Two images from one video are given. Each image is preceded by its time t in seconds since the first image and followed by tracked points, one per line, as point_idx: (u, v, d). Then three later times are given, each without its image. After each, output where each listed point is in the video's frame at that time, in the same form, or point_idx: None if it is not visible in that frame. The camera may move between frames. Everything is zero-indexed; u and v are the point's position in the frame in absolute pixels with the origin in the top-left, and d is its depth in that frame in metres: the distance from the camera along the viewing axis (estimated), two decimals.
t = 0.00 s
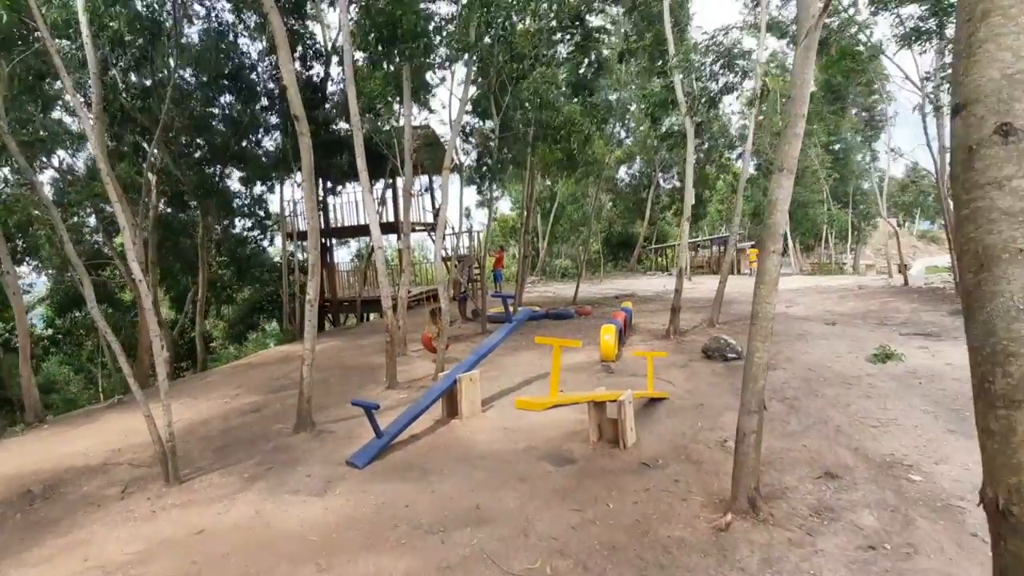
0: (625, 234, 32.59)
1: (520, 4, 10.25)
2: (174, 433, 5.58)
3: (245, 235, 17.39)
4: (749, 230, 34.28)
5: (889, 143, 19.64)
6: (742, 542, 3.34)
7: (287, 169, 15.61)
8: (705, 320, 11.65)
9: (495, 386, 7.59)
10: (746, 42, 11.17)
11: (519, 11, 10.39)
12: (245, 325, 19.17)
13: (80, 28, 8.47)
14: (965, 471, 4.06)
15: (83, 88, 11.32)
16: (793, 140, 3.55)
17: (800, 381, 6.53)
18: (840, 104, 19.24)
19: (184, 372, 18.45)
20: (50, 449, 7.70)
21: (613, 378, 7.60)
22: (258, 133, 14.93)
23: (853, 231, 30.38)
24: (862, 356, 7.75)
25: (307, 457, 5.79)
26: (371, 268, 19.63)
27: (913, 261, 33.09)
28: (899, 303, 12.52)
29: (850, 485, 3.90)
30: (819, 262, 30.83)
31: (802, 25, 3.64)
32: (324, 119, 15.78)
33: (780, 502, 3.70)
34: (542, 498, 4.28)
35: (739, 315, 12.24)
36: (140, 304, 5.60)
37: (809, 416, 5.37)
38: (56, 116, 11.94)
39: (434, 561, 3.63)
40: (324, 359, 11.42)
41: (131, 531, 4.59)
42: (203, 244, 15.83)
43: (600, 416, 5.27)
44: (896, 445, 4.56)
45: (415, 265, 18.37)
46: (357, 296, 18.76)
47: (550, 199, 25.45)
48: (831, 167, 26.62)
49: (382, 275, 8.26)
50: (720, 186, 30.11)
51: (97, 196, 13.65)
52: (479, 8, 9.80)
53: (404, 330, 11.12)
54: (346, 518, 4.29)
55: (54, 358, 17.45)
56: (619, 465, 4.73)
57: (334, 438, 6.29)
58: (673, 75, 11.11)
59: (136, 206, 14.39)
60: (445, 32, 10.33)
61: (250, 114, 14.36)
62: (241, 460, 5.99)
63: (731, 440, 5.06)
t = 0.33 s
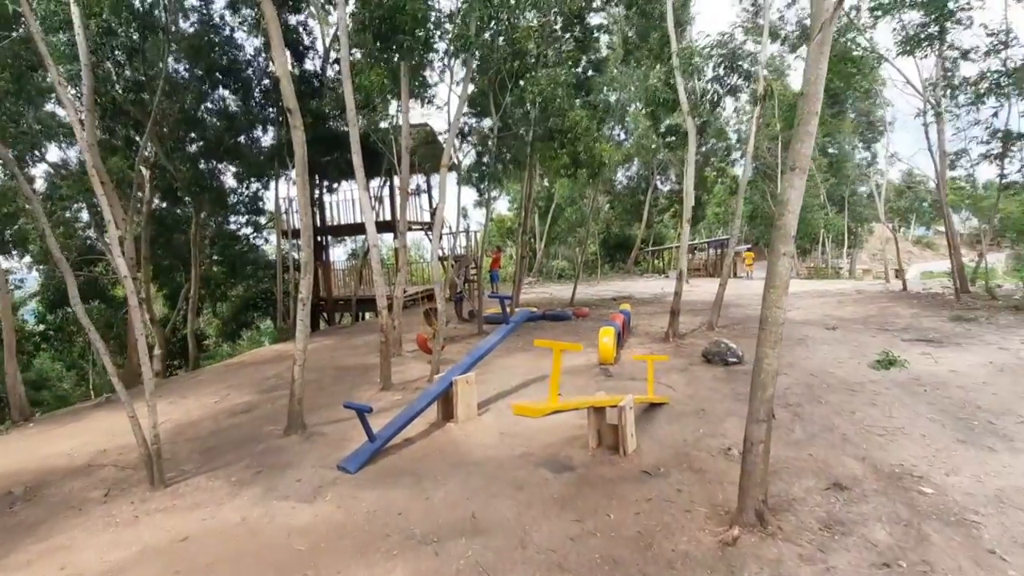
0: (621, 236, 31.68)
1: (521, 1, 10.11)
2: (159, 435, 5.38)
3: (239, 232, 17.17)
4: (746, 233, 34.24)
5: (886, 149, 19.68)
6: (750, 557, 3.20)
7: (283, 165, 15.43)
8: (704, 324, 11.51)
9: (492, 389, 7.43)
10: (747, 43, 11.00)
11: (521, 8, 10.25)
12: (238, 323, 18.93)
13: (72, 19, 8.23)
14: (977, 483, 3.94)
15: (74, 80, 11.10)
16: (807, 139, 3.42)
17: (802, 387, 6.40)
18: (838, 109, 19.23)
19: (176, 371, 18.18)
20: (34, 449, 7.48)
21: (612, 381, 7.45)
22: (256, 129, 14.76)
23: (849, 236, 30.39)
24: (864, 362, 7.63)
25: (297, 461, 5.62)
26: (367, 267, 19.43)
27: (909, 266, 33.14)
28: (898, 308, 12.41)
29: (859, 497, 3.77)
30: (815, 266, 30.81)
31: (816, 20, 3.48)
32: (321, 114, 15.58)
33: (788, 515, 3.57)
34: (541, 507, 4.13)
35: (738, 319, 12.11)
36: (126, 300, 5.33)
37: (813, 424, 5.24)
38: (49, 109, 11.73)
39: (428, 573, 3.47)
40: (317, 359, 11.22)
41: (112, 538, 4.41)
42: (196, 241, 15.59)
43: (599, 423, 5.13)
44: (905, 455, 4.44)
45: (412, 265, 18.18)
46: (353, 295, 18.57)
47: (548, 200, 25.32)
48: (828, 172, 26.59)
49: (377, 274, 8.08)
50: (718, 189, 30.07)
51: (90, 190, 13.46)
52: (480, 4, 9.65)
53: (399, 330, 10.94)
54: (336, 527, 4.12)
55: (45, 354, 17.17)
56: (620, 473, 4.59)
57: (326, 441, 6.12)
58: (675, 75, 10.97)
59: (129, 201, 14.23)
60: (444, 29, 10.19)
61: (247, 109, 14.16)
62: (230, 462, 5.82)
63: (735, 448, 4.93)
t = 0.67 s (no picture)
0: (616, 237, 31.88)
1: None
2: (141, 435, 5.16)
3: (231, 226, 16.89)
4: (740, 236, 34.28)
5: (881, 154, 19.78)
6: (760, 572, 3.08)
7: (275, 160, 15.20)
8: (700, 326, 11.41)
9: (486, 390, 7.27)
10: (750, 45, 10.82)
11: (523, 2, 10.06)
12: (228, 320, 18.71)
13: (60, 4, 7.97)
14: (989, 495, 3.84)
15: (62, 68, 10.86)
16: (823, 133, 3.29)
17: (804, 392, 6.28)
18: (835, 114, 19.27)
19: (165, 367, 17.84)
20: (12, 447, 7.22)
21: (610, 384, 7.31)
22: (250, 123, 14.54)
23: (843, 241, 30.51)
24: (864, 367, 7.54)
25: (286, 462, 5.43)
26: (360, 264, 19.20)
27: (901, 273, 33.30)
28: (895, 314, 12.37)
29: (870, 508, 3.66)
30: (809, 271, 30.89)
31: (833, 10, 3.34)
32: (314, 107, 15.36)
33: (797, 527, 3.46)
34: (539, 514, 3.98)
35: (734, 322, 12.01)
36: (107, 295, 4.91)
37: (817, 430, 5.12)
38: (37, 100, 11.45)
39: None
40: (308, 357, 10.98)
41: (88, 543, 4.20)
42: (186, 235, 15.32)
43: (598, 427, 4.97)
44: (913, 464, 4.33)
45: (405, 263, 17.97)
46: (345, 293, 18.34)
47: (543, 200, 25.15)
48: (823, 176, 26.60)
49: (370, 271, 7.87)
50: (713, 192, 30.08)
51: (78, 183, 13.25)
52: None
53: (392, 329, 10.75)
54: (325, 534, 3.95)
55: (31, 349, 16.79)
56: (620, 479, 4.44)
57: (315, 443, 5.92)
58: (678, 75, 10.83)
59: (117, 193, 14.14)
60: (441, 23, 10.02)
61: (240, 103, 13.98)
62: (215, 463, 5.62)
63: (738, 454, 4.80)
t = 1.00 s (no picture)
0: (607, 238, 31.88)
1: None
2: (115, 436, 4.94)
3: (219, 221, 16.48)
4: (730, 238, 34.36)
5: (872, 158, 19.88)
6: None
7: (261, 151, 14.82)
8: (692, 328, 11.32)
9: (476, 392, 7.10)
10: (746, 47, 10.60)
11: None
12: (214, 316, 18.25)
13: None
14: (992, 505, 3.76)
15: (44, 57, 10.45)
16: (830, 128, 3.16)
17: (799, 396, 6.20)
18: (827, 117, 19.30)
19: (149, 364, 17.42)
20: None
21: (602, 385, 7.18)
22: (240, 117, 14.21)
23: (832, 244, 30.68)
24: (858, 370, 7.47)
25: (267, 465, 5.23)
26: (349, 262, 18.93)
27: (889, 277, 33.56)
28: (885, 317, 12.37)
29: (871, 518, 3.56)
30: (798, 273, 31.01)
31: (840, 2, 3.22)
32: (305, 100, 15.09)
33: (797, 537, 3.35)
34: (531, 522, 3.84)
35: (726, 324, 11.94)
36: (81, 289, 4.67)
37: (813, 435, 5.03)
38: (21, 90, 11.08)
39: None
40: (294, 355, 10.75)
41: (55, 551, 3.99)
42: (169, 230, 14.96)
43: (591, 429, 4.84)
44: (912, 472, 4.25)
45: (395, 261, 17.75)
46: (334, 290, 18.08)
47: (535, 199, 25.00)
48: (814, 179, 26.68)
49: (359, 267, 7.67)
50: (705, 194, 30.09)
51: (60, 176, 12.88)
52: None
53: (381, 327, 10.53)
54: (305, 542, 3.77)
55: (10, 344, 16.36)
56: (613, 485, 4.31)
57: (299, 445, 5.73)
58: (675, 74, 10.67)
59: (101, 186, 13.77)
60: (435, 17, 9.83)
61: (229, 97, 13.70)
62: (194, 466, 5.41)
63: (733, 459, 4.69)
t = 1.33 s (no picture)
0: (599, 239, 31.84)
1: None
2: (85, 444, 4.72)
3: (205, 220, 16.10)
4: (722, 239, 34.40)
5: (862, 160, 19.99)
6: None
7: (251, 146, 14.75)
8: (685, 329, 11.22)
9: (466, 396, 6.93)
10: (739, 49, 10.55)
11: None
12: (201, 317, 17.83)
13: None
14: (993, 513, 3.66)
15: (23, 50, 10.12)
16: (830, 123, 3.02)
17: (793, 400, 6.10)
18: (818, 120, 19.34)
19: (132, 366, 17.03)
20: None
21: (594, 389, 7.05)
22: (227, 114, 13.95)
23: (822, 245, 30.83)
24: (852, 373, 7.39)
25: (247, 474, 5.04)
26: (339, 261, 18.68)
27: (878, 278, 33.78)
28: (877, 319, 12.35)
29: (870, 529, 3.45)
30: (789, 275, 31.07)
31: None
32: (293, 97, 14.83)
33: (795, 550, 3.22)
34: (519, 535, 3.69)
35: (718, 326, 11.86)
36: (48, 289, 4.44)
37: (809, 441, 4.92)
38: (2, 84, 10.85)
39: None
40: (280, 357, 10.53)
41: (16, 567, 3.77)
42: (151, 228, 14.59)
43: (583, 436, 4.69)
44: (910, 479, 4.15)
45: (385, 261, 17.56)
46: (323, 290, 17.84)
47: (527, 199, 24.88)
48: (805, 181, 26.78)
49: (345, 268, 7.48)
50: (696, 195, 30.10)
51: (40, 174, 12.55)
52: None
53: (369, 328, 10.33)
54: (282, 557, 3.59)
55: None
56: (605, 494, 4.17)
57: (280, 451, 5.54)
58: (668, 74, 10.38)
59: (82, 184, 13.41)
60: (427, 13, 9.65)
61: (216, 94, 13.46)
62: (170, 474, 5.20)
63: (728, 467, 4.57)
